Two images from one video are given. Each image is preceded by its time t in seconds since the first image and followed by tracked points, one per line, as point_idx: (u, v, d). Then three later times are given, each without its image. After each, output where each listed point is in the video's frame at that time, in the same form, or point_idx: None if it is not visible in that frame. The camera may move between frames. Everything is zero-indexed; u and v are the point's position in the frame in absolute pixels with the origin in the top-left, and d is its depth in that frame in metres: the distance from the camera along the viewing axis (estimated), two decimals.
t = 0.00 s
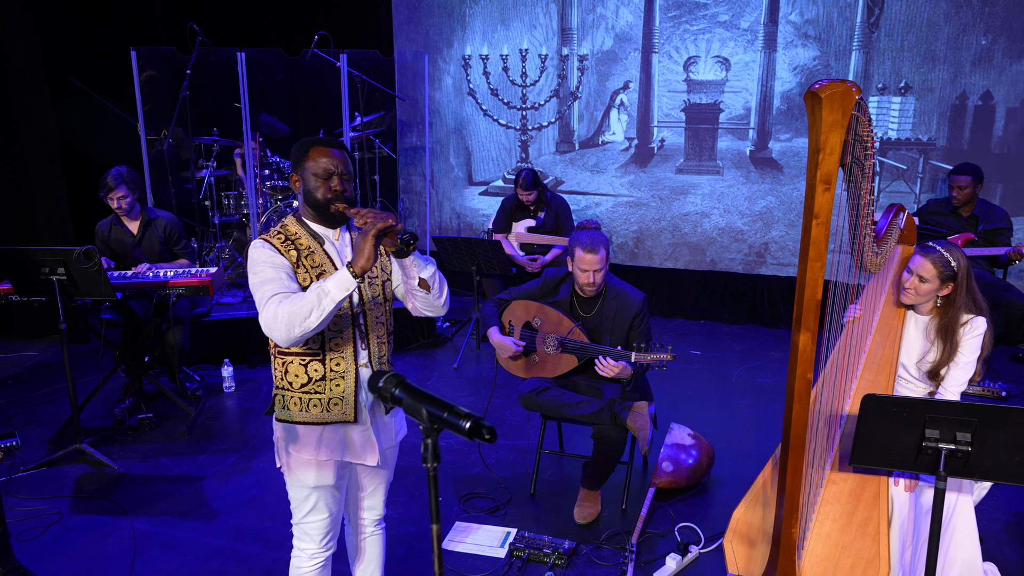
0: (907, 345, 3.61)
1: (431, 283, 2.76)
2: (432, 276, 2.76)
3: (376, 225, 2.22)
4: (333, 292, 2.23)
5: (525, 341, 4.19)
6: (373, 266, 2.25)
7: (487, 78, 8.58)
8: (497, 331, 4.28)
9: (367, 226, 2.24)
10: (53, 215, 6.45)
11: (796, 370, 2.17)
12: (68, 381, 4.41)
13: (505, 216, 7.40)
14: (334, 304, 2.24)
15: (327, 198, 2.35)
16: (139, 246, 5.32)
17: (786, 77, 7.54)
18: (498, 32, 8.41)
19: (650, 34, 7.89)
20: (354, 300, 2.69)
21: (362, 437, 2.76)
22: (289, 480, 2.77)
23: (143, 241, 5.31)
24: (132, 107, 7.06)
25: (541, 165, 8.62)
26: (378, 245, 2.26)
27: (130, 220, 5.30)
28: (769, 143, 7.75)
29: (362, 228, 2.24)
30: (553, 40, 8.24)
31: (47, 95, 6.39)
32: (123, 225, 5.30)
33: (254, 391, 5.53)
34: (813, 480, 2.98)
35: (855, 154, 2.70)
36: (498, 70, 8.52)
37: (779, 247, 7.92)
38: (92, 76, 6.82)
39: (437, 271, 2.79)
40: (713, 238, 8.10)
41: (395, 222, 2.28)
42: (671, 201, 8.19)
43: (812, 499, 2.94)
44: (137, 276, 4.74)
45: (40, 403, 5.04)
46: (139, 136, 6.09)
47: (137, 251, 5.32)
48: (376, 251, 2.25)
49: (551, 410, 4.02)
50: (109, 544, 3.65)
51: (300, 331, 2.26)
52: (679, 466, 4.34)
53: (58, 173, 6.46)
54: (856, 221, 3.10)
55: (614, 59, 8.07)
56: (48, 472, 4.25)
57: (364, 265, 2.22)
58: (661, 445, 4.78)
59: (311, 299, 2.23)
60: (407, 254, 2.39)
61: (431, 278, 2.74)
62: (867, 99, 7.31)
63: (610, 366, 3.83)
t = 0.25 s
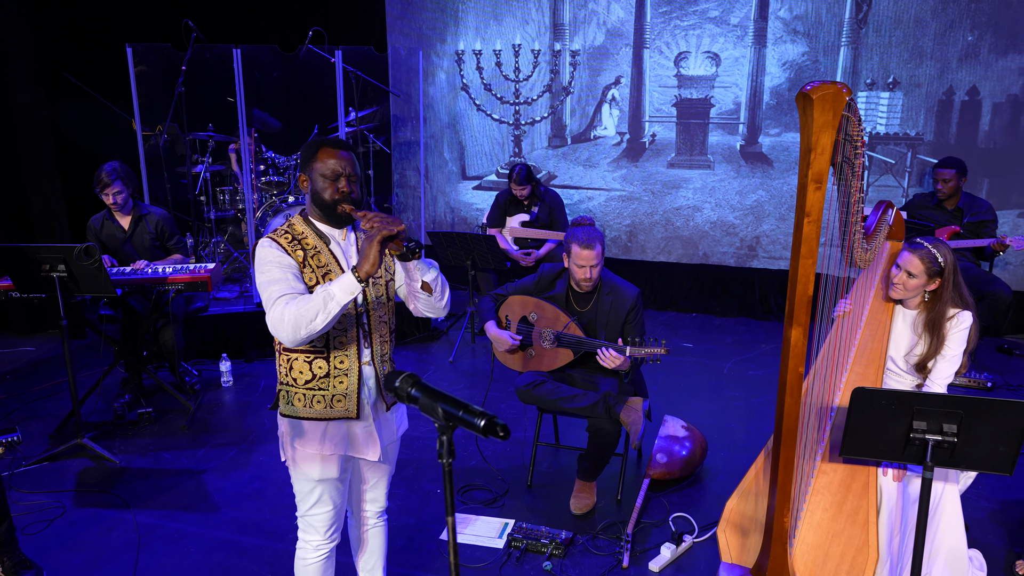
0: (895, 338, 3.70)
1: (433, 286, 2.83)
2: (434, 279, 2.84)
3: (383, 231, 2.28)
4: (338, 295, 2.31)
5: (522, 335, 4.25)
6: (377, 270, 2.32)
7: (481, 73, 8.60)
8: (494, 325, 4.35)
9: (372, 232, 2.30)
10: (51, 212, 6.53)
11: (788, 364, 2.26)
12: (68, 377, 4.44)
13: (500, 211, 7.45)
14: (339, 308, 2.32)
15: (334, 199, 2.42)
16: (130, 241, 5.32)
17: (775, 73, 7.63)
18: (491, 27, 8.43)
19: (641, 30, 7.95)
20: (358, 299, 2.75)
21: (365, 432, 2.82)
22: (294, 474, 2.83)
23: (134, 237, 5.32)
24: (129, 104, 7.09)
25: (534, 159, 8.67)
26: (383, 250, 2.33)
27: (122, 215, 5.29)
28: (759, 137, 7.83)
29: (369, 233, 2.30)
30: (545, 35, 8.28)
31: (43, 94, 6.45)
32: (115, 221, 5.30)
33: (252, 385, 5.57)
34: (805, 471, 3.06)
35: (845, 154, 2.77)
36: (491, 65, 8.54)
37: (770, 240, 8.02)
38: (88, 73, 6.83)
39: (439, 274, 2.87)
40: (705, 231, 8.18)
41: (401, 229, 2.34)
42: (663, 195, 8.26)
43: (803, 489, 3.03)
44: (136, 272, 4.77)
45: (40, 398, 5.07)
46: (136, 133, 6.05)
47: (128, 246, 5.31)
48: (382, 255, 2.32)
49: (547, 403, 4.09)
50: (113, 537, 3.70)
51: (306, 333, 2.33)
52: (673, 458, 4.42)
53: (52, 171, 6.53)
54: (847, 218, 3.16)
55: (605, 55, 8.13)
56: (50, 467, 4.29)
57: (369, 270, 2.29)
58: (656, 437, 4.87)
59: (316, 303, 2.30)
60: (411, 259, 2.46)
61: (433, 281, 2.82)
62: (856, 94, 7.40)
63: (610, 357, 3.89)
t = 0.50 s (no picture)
0: (886, 335, 3.78)
1: (435, 293, 2.89)
2: (436, 286, 2.88)
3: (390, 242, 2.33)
4: (341, 303, 2.38)
5: (520, 332, 4.30)
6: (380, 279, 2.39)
7: (475, 72, 8.63)
8: (493, 322, 4.39)
9: (377, 242, 2.36)
10: (47, 213, 6.59)
11: (782, 361, 2.32)
12: (69, 375, 4.48)
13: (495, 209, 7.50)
14: (342, 315, 2.39)
15: (341, 202, 2.50)
16: (131, 240, 5.34)
17: (766, 72, 7.70)
18: (485, 26, 8.46)
19: (634, 29, 8.01)
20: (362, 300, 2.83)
21: (367, 431, 2.87)
22: (298, 470, 2.89)
23: (134, 235, 5.33)
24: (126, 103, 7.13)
25: (528, 157, 8.72)
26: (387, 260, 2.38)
27: (123, 214, 5.32)
28: (751, 135, 7.91)
29: (375, 243, 2.35)
30: (539, 34, 8.32)
31: (39, 96, 6.51)
32: (116, 220, 5.32)
33: (250, 383, 5.61)
34: (798, 465, 3.14)
35: (838, 156, 2.83)
36: (485, 63, 8.58)
37: (763, 237, 8.10)
38: (84, 72, 6.84)
39: (440, 280, 2.90)
40: (699, 229, 8.25)
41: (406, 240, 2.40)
42: (657, 193, 8.33)
43: (796, 483, 3.11)
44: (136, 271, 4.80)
45: (39, 396, 5.09)
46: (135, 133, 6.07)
47: (129, 245, 5.33)
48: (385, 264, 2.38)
49: (546, 401, 4.16)
50: (117, 534, 3.74)
51: (310, 338, 2.39)
52: (669, 453, 4.50)
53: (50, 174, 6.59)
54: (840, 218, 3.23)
55: (598, 54, 8.19)
56: (52, 465, 4.32)
57: (372, 278, 2.36)
58: (651, 432, 4.94)
59: (321, 309, 2.37)
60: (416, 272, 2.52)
61: (434, 288, 2.87)
62: (846, 93, 7.48)
63: (608, 355, 3.96)
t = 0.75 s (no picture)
0: (875, 334, 3.88)
1: (436, 301, 2.94)
2: (437, 295, 2.93)
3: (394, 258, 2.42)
4: (343, 312, 2.44)
5: (517, 334, 4.38)
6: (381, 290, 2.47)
7: (469, 74, 8.69)
8: (490, 324, 4.48)
9: (379, 256, 2.45)
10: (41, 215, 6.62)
11: (775, 360, 2.41)
12: (70, 377, 4.51)
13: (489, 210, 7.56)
14: (344, 323, 2.48)
15: (347, 210, 2.57)
16: (138, 241, 5.38)
17: (756, 74, 7.81)
18: (478, 29, 8.52)
19: (625, 32, 8.10)
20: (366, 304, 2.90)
21: (369, 431, 2.93)
22: (302, 469, 2.95)
23: (142, 236, 5.37)
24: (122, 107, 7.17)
25: (522, 158, 8.79)
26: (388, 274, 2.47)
27: (130, 215, 5.37)
28: (740, 137, 8.02)
29: (377, 257, 2.45)
30: (531, 37, 8.39)
31: (35, 98, 6.57)
32: (123, 221, 5.37)
33: (248, 384, 5.66)
34: (789, 461, 3.23)
35: (828, 161, 2.92)
36: (479, 66, 8.64)
37: (754, 238, 8.20)
38: (80, 74, 6.88)
39: (441, 288, 2.96)
40: (691, 229, 8.35)
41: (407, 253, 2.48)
42: (649, 194, 8.42)
43: (787, 479, 3.19)
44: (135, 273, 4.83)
45: (38, 398, 5.12)
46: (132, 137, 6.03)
47: (136, 246, 5.37)
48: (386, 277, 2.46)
49: (543, 400, 4.24)
50: (121, 534, 3.79)
51: (313, 345, 2.48)
52: (663, 451, 4.58)
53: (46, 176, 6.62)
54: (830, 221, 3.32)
55: (590, 56, 8.28)
56: (53, 466, 4.35)
57: (374, 290, 2.44)
58: (645, 430, 5.03)
59: (323, 319, 2.45)
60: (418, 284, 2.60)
61: (435, 296, 2.92)
62: (834, 95, 7.59)
63: (604, 356, 4.04)
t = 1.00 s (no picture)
0: (864, 334, 3.97)
1: (437, 308, 2.98)
2: (438, 302, 2.98)
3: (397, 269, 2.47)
4: (345, 321, 2.55)
5: (515, 335, 4.45)
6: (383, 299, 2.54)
7: (463, 77, 8.75)
8: (488, 326, 4.55)
9: (381, 266, 2.50)
10: (40, 217, 6.73)
11: (768, 360, 2.48)
12: (70, 379, 4.54)
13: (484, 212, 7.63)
14: (347, 331, 2.57)
15: (352, 216, 2.65)
16: (143, 244, 5.44)
17: (746, 77, 7.91)
18: (471, 32, 8.58)
19: (617, 35, 8.18)
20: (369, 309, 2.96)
21: (370, 433, 2.98)
22: (306, 469, 3.01)
23: (147, 239, 5.44)
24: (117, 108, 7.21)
25: (516, 160, 8.85)
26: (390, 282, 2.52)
27: (135, 217, 5.43)
28: (731, 139, 8.11)
29: (380, 266, 2.50)
30: (524, 40, 8.46)
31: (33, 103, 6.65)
32: (128, 223, 5.44)
33: (246, 385, 5.70)
34: (782, 459, 3.30)
35: (819, 168, 2.98)
36: (473, 69, 8.69)
37: (746, 238, 8.29)
38: (76, 78, 6.94)
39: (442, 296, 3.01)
40: (684, 230, 8.44)
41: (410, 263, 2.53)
42: (642, 195, 8.50)
43: (781, 476, 3.27)
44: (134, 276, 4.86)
45: (37, 400, 5.14)
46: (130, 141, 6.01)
47: (141, 248, 5.44)
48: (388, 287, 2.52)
49: (541, 400, 4.29)
50: (123, 534, 3.82)
51: (315, 351, 2.58)
52: (658, 449, 4.65)
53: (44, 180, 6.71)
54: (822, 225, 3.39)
55: (582, 59, 8.35)
56: (54, 467, 4.38)
57: (375, 300, 2.52)
58: (640, 429, 5.10)
59: (326, 327, 2.55)
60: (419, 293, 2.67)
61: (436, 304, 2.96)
62: (823, 98, 7.70)
63: (600, 357, 4.10)
